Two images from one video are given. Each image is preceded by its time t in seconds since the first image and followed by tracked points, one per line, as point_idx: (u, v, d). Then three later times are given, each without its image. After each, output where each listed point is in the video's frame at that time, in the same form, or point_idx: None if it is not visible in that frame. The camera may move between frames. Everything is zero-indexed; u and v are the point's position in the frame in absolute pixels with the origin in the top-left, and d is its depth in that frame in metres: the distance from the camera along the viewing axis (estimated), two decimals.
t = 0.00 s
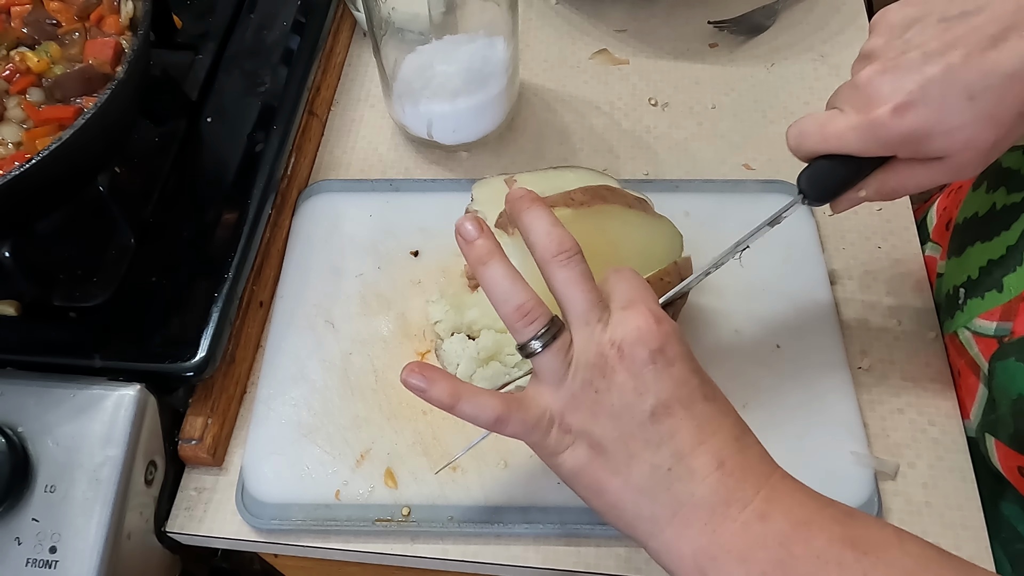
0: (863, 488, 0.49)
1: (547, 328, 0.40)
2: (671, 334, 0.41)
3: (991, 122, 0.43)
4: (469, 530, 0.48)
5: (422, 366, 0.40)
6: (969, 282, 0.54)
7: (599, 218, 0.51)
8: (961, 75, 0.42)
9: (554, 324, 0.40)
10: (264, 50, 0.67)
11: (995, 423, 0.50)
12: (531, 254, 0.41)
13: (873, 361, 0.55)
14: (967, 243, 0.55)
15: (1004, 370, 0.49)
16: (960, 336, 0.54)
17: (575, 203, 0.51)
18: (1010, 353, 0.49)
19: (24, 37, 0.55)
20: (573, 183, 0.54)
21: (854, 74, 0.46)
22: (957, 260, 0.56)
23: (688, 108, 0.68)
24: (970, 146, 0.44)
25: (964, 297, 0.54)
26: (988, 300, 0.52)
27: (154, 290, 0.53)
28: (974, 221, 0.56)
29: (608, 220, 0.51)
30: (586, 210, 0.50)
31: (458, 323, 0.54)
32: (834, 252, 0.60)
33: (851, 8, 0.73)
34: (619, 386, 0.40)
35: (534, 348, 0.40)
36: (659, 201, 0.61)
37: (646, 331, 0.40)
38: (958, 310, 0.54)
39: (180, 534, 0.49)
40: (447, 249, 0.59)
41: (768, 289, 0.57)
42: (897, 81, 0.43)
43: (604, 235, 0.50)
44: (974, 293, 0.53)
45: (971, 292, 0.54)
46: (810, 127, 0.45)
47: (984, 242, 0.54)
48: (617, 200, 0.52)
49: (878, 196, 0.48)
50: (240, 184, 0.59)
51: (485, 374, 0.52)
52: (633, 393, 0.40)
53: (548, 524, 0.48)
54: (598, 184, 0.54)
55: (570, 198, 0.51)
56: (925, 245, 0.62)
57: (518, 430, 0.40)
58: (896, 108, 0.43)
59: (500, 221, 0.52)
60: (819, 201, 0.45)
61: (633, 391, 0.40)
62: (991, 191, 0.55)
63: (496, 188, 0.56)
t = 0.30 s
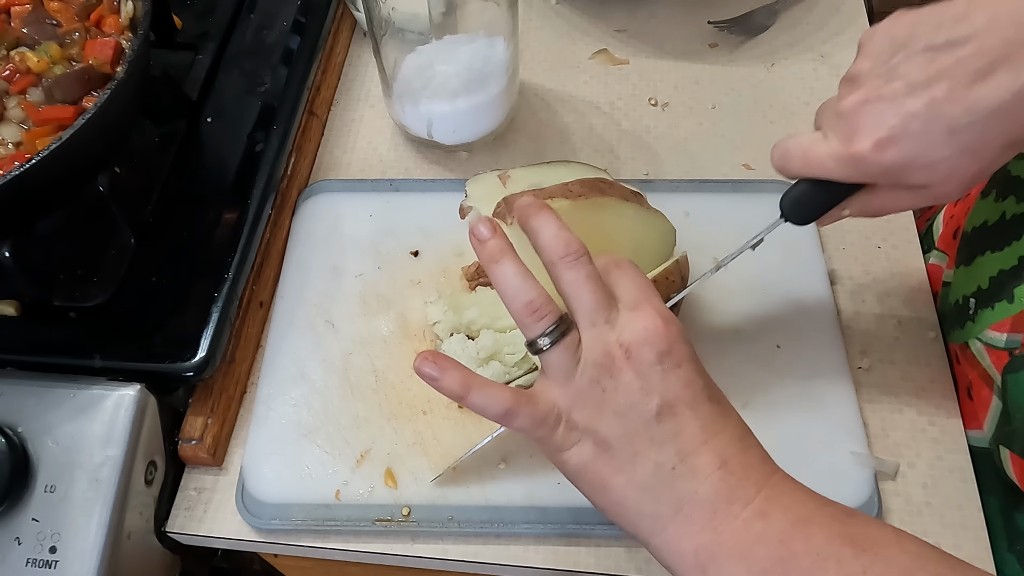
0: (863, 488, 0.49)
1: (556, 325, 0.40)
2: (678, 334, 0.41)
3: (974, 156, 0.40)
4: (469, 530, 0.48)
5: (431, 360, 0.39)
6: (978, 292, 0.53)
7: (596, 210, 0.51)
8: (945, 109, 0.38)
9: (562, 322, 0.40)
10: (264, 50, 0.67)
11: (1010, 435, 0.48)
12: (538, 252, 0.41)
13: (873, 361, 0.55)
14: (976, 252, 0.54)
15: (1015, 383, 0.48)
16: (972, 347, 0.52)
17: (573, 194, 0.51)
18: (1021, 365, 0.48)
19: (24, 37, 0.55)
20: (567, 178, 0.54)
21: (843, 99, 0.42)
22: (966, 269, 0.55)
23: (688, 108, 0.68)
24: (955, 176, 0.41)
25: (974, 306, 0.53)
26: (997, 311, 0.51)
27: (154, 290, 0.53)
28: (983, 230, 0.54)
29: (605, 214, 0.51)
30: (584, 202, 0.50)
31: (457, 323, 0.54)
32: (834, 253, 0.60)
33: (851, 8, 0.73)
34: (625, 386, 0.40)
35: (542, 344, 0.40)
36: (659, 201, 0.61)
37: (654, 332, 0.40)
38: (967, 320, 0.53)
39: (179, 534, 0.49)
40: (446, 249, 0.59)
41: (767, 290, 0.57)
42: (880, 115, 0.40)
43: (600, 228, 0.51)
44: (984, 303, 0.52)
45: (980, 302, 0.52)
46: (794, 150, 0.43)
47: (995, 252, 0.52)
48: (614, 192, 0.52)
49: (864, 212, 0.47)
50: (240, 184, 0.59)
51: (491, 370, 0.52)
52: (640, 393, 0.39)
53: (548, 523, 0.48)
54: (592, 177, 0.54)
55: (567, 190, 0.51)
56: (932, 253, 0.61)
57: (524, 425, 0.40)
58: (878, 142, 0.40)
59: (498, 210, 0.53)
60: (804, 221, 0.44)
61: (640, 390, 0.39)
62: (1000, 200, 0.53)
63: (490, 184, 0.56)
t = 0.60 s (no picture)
0: (863, 489, 0.49)
1: (574, 323, 0.41)
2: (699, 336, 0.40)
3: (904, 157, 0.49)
4: (469, 530, 0.48)
5: (451, 352, 0.41)
6: (996, 299, 0.56)
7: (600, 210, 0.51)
8: (864, 128, 0.49)
9: (580, 320, 0.41)
10: (264, 50, 0.67)
11: None
12: (555, 257, 0.42)
13: (873, 361, 0.55)
14: (995, 259, 0.57)
15: None
16: (988, 355, 0.55)
17: (574, 194, 0.51)
18: None
19: (24, 37, 0.55)
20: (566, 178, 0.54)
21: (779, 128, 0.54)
22: (979, 275, 0.58)
23: (688, 108, 0.68)
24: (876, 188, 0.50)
25: (991, 314, 0.55)
26: (1018, 317, 0.53)
27: (153, 290, 0.54)
28: (999, 237, 0.58)
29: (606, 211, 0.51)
30: (586, 201, 0.51)
31: (457, 323, 0.54)
32: (835, 252, 0.60)
33: (851, 8, 0.73)
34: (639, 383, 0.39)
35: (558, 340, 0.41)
36: (660, 201, 0.61)
37: (671, 331, 0.40)
38: (983, 327, 0.56)
39: (180, 534, 0.49)
40: (447, 249, 0.59)
41: (767, 291, 0.57)
42: (813, 133, 0.51)
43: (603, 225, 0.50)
44: (1001, 310, 0.55)
45: (998, 308, 0.55)
46: (744, 172, 0.53)
47: (1013, 257, 0.56)
48: (614, 193, 0.52)
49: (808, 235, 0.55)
50: (240, 183, 0.59)
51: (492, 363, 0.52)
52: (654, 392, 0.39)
53: (548, 524, 0.48)
54: (592, 177, 0.54)
55: (569, 190, 0.51)
56: (941, 260, 0.65)
57: (541, 418, 0.40)
58: (816, 153, 0.50)
59: (498, 208, 0.53)
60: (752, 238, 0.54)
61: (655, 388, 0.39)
62: (1011, 206, 0.58)
63: (489, 184, 0.56)
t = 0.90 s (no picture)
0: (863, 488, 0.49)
1: (552, 269, 0.43)
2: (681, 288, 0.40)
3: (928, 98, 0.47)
4: (469, 530, 0.48)
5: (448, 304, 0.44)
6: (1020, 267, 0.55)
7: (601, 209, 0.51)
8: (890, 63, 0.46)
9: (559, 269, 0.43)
10: (264, 50, 0.67)
11: None
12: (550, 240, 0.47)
13: (873, 361, 0.55)
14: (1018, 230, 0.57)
15: None
16: (1008, 323, 0.55)
17: (577, 192, 0.51)
18: None
19: (24, 37, 0.55)
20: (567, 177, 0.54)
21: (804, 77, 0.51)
22: (1003, 247, 0.58)
23: (688, 108, 0.68)
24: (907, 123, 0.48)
25: (1014, 282, 0.55)
26: None
27: (153, 290, 0.53)
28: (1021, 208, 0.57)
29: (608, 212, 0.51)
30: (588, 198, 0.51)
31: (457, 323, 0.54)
32: (835, 252, 0.60)
33: (851, 8, 0.73)
34: (608, 319, 0.39)
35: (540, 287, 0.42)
36: (660, 201, 0.61)
37: (649, 273, 0.40)
38: (1006, 297, 0.56)
39: (179, 534, 0.49)
40: (446, 249, 0.59)
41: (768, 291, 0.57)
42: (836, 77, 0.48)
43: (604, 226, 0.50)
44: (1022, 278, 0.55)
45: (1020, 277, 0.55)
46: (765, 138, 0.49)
47: None
48: (617, 192, 0.52)
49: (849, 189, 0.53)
50: (240, 183, 0.59)
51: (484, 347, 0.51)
52: (630, 328, 0.38)
53: (548, 523, 0.48)
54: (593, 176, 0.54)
55: (573, 190, 0.51)
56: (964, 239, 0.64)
57: (518, 361, 0.41)
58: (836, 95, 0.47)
59: (499, 206, 0.53)
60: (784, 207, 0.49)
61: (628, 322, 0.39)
62: None
63: (489, 183, 0.56)
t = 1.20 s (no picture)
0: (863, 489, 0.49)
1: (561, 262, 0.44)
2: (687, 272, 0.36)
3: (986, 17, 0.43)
4: (469, 530, 0.48)
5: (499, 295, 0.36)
6: (1013, 276, 0.56)
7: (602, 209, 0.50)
8: None
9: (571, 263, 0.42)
10: (264, 50, 0.67)
11: None
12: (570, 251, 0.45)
13: (874, 361, 0.55)
14: (1009, 238, 0.58)
15: None
16: (1004, 335, 0.55)
17: (576, 194, 0.50)
18: None
19: (25, 37, 0.55)
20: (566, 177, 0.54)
21: None
22: (995, 258, 0.59)
23: (688, 108, 0.68)
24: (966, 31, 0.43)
25: (1009, 292, 0.56)
26: None
27: (153, 290, 0.54)
28: (1011, 218, 0.58)
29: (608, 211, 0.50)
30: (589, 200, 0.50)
31: (456, 323, 0.54)
32: (834, 252, 0.60)
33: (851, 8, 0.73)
34: (622, 297, 0.35)
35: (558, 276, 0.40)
36: (660, 201, 0.61)
37: (666, 262, 0.36)
38: (1001, 308, 0.56)
39: (180, 534, 0.49)
40: (446, 249, 0.59)
41: (767, 291, 0.57)
42: None
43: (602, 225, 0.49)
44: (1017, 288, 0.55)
45: (1015, 286, 0.55)
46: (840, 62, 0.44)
47: None
48: (617, 193, 0.52)
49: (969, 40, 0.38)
50: (240, 183, 0.59)
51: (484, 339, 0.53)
52: (639, 307, 0.34)
53: (548, 523, 0.48)
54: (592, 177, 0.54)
55: (571, 190, 0.51)
56: (951, 250, 0.65)
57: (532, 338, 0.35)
58: None
59: (499, 207, 0.53)
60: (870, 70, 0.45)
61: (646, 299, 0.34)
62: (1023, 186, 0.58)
63: (489, 183, 0.56)
